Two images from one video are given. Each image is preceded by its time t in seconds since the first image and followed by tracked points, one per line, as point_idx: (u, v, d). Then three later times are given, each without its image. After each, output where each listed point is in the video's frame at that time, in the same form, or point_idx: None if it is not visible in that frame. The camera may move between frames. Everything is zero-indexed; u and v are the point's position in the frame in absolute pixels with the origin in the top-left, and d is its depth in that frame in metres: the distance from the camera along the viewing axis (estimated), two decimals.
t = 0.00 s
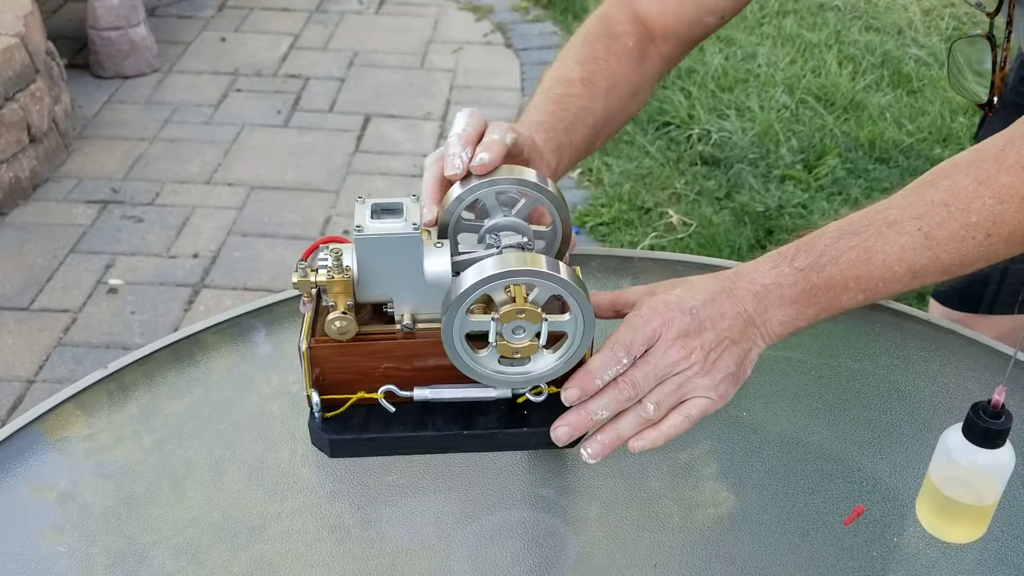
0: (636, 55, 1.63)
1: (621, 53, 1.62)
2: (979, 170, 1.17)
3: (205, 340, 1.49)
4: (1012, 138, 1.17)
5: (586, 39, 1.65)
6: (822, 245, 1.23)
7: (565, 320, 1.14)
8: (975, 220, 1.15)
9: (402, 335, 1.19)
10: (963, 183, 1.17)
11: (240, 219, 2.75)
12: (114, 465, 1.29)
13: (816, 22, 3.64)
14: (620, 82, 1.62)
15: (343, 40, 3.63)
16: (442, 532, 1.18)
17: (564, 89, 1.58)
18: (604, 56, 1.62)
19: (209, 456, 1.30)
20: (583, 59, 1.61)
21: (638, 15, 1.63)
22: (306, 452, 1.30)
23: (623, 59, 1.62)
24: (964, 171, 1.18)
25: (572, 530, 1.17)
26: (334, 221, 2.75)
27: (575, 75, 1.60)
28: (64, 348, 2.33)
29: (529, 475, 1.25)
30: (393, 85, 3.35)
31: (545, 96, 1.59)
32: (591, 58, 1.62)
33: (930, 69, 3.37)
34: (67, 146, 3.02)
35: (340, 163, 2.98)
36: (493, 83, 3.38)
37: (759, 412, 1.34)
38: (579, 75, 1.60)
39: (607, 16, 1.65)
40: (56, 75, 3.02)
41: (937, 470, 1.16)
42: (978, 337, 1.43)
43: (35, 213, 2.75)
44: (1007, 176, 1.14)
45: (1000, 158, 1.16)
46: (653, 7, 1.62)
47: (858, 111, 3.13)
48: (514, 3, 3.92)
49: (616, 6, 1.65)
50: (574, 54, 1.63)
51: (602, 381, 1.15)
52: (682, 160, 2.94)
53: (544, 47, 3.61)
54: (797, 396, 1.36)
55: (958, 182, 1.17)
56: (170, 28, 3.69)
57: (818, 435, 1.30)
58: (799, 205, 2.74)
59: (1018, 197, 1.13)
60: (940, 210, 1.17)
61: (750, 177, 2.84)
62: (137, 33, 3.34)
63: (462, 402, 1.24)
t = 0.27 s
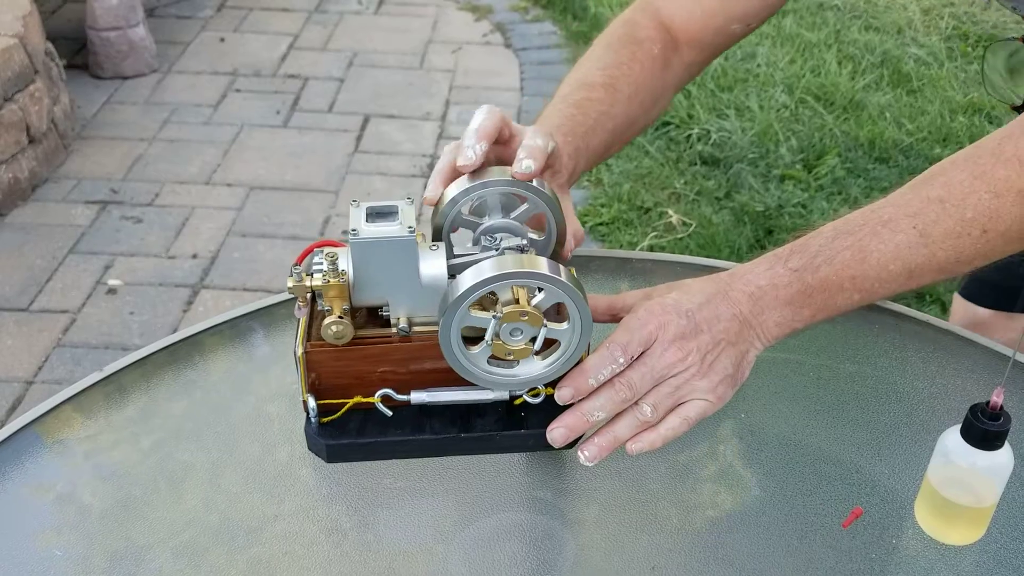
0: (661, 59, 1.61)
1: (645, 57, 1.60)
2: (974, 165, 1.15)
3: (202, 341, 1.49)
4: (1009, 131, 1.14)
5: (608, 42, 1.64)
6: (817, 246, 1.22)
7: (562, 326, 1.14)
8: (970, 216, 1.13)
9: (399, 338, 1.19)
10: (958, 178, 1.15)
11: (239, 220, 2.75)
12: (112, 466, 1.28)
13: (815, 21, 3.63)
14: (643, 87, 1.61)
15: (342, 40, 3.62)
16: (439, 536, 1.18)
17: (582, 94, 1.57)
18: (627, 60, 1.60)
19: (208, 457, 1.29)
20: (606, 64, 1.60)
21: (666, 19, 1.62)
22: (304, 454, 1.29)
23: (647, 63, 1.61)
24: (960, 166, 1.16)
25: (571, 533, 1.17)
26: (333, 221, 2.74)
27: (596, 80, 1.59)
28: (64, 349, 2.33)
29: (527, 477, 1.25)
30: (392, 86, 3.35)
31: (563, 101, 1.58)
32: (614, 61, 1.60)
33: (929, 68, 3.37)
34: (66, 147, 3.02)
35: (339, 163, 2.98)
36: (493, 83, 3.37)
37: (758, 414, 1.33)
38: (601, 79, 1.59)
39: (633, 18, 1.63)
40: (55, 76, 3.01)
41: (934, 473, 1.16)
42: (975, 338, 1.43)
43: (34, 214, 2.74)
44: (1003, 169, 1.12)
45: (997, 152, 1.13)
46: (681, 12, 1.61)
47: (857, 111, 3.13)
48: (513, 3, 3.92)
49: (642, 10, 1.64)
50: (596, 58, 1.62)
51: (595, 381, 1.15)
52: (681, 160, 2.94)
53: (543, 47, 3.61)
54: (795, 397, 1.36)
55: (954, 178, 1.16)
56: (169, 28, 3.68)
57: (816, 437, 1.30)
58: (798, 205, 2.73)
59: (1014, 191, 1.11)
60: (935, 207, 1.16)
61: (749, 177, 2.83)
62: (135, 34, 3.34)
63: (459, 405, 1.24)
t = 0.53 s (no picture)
0: (665, 34, 1.64)
1: (651, 32, 1.63)
2: (968, 150, 1.16)
3: (200, 341, 1.48)
4: (998, 114, 1.17)
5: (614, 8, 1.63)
6: (813, 243, 1.22)
7: (557, 332, 1.13)
8: (966, 200, 1.15)
9: (394, 339, 1.18)
10: (951, 163, 1.17)
11: (239, 219, 2.75)
12: (109, 467, 1.28)
13: (815, 20, 3.62)
14: (647, 61, 1.63)
15: (341, 39, 3.62)
16: (436, 539, 1.17)
17: (590, 66, 1.58)
18: (635, 34, 1.62)
19: (207, 458, 1.29)
20: (613, 36, 1.61)
21: None
22: (301, 456, 1.29)
23: (651, 38, 1.63)
24: (953, 151, 1.18)
25: (568, 536, 1.17)
26: (333, 220, 2.74)
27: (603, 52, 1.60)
28: (63, 348, 2.33)
29: (525, 480, 1.24)
30: (391, 85, 3.35)
31: (570, 71, 1.57)
32: (622, 32, 1.61)
33: (930, 66, 3.36)
34: (66, 146, 3.02)
35: (339, 163, 2.97)
36: (493, 82, 3.37)
37: (756, 416, 1.33)
38: (609, 53, 1.60)
39: None
40: (55, 75, 3.01)
41: (933, 474, 1.15)
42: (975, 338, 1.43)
43: (34, 213, 2.74)
44: (998, 150, 1.14)
45: (990, 134, 1.15)
46: None
47: (858, 110, 3.12)
48: (513, 2, 3.91)
49: None
50: (604, 26, 1.62)
51: (593, 378, 1.14)
52: (682, 159, 2.93)
53: (543, 45, 3.60)
54: (794, 398, 1.36)
55: (948, 164, 1.17)
56: (169, 27, 3.68)
57: (814, 438, 1.29)
58: (799, 204, 2.73)
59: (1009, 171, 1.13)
60: (930, 193, 1.17)
61: (750, 176, 2.83)
62: (135, 33, 3.33)
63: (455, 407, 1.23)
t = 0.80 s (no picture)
0: (573, 43, 1.68)
1: (561, 41, 1.66)
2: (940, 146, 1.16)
3: (198, 342, 1.48)
4: (967, 110, 1.16)
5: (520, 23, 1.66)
6: (795, 235, 1.21)
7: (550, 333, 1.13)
8: (941, 194, 1.14)
9: (387, 342, 1.19)
10: (924, 160, 1.16)
11: (238, 219, 2.74)
12: (113, 466, 1.28)
13: (816, 19, 3.62)
14: (562, 71, 1.65)
15: (341, 39, 3.62)
16: (431, 542, 1.17)
17: (513, 78, 1.59)
18: (547, 43, 1.64)
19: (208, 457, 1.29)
20: (528, 48, 1.63)
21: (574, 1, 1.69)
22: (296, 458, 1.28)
23: (564, 46, 1.66)
24: (923, 148, 1.17)
25: (563, 539, 1.16)
26: (332, 221, 2.74)
27: (520, 63, 1.61)
28: (62, 349, 2.33)
29: (519, 483, 1.24)
30: (391, 85, 3.34)
31: (496, 85, 1.58)
32: (533, 44, 1.64)
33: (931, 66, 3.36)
34: (66, 146, 3.02)
35: (339, 163, 2.97)
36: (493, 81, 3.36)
37: (752, 416, 1.33)
38: (526, 65, 1.61)
39: None
40: (54, 75, 3.01)
41: (929, 475, 1.14)
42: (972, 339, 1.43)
43: (33, 214, 2.74)
44: (969, 147, 1.13)
45: (960, 131, 1.15)
46: None
47: (859, 109, 3.12)
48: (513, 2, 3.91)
49: None
50: (517, 41, 1.64)
51: (591, 378, 1.13)
52: (682, 159, 2.93)
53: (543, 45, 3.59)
54: (789, 398, 1.36)
55: (921, 159, 1.16)
56: (169, 27, 3.68)
57: (810, 439, 1.29)
58: (799, 204, 2.73)
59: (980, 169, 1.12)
60: (905, 187, 1.15)
61: (749, 176, 2.83)
62: (135, 33, 3.33)
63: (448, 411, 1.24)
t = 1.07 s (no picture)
0: (537, 63, 1.74)
1: (526, 59, 1.72)
2: (926, 162, 1.20)
3: (198, 342, 1.48)
4: (950, 135, 1.21)
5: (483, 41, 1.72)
6: (789, 237, 1.23)
7: (550, 331, 1.13)
8: (929, 208, 1.17)
9: (387, 342, 1.19)
10: (912, 175, 1.20)
11: (238, 219, 2.74)
12: (113, 466, 1.28)
13: (816, 20, 3.62)
14: (526, 89, 1.71)
15: (341, 39, 3.62)
16: (430, 543, 1.17)
17: (484, 92, 1.62)
18: (513, 61, 1.70)
19: (206, 458, 1.29)
20: (498, 64, 1.68)
21: (536, 24, 1.77)
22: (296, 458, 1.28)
23: (529, 64, 1.72)
24: (911, 163, 1.22)
25: (562, 540, 1.16)
26: (332, 221, 2.74)
27: (490, 78, 1.66)
28: (62, 349, 2.33)
29: (519, 484, 1.24)
30: (391, 85, 3.34)
31: (466, 97, 1.60)
32: (500, 60, 1.69)
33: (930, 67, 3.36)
34: (66, 146, 3.01)
35: (339, 163, 2.97)
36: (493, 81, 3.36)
37: (753, 417, 1.33)
38: (495, 79, 1.66)
39: (506, 20, 1.74)
40: (54, 75, 3.01)
41: (929, 476, 1.14)
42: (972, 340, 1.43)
43: (33, 213, 2.74)
44: (953, 166, 1.18)
45: (944, 150, 1.20)
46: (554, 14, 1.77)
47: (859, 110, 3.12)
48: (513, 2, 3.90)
49: (515, 10, 1.75)
50: (486, 57, 1.69)
51: (585, 385, 1.12)
52: (681, 160, 2.93)
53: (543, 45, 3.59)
54: (789, 398, 1.36)
55: (910, 174, 1.20)
56: (168, 27, 3.68)
57: (810, 439, 1.29)
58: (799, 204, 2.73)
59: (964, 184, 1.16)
60: (894, 200, 1.19)
61: (749, 176, 2.83)
62: (135, 33, 3.33)
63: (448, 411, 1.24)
